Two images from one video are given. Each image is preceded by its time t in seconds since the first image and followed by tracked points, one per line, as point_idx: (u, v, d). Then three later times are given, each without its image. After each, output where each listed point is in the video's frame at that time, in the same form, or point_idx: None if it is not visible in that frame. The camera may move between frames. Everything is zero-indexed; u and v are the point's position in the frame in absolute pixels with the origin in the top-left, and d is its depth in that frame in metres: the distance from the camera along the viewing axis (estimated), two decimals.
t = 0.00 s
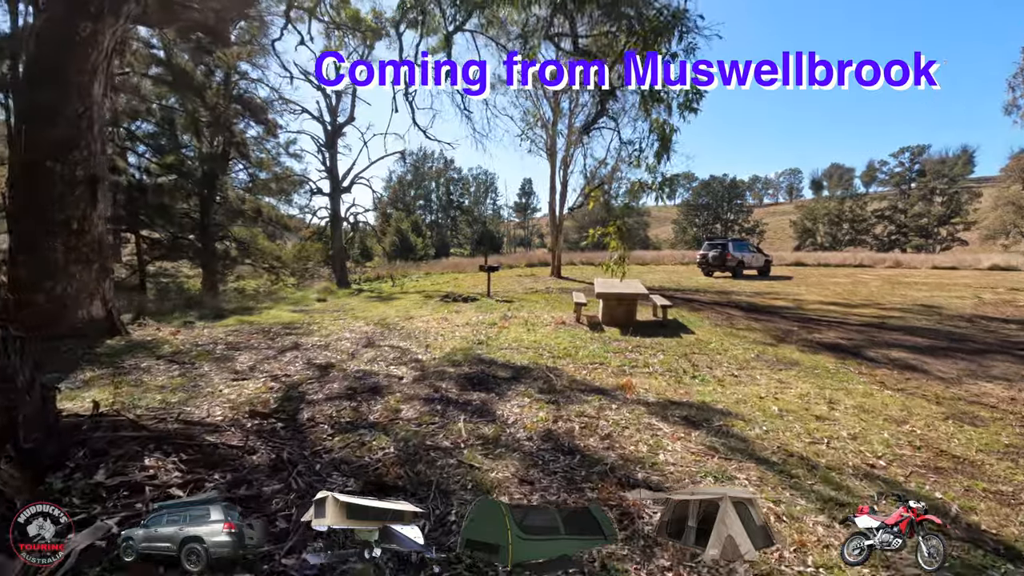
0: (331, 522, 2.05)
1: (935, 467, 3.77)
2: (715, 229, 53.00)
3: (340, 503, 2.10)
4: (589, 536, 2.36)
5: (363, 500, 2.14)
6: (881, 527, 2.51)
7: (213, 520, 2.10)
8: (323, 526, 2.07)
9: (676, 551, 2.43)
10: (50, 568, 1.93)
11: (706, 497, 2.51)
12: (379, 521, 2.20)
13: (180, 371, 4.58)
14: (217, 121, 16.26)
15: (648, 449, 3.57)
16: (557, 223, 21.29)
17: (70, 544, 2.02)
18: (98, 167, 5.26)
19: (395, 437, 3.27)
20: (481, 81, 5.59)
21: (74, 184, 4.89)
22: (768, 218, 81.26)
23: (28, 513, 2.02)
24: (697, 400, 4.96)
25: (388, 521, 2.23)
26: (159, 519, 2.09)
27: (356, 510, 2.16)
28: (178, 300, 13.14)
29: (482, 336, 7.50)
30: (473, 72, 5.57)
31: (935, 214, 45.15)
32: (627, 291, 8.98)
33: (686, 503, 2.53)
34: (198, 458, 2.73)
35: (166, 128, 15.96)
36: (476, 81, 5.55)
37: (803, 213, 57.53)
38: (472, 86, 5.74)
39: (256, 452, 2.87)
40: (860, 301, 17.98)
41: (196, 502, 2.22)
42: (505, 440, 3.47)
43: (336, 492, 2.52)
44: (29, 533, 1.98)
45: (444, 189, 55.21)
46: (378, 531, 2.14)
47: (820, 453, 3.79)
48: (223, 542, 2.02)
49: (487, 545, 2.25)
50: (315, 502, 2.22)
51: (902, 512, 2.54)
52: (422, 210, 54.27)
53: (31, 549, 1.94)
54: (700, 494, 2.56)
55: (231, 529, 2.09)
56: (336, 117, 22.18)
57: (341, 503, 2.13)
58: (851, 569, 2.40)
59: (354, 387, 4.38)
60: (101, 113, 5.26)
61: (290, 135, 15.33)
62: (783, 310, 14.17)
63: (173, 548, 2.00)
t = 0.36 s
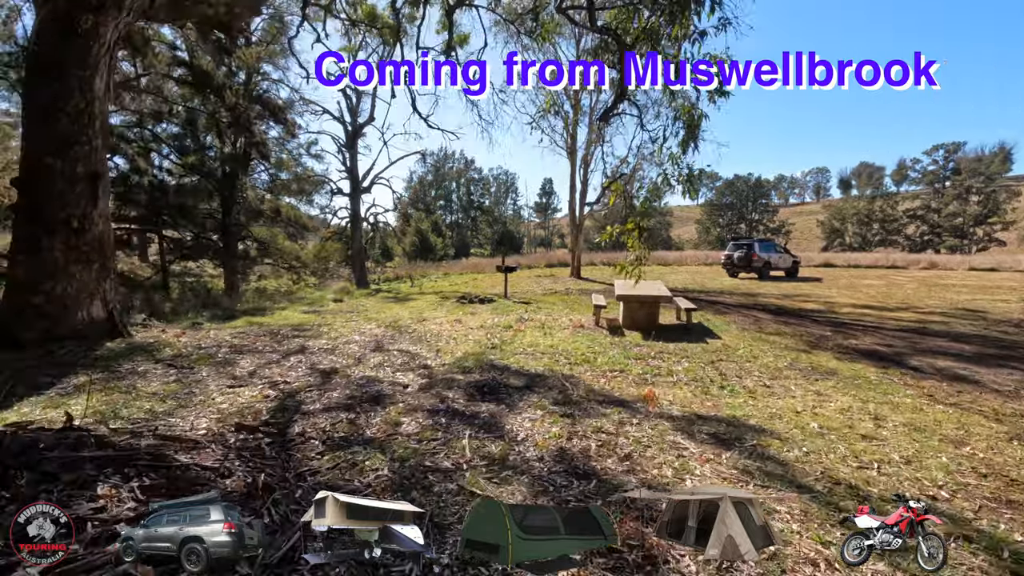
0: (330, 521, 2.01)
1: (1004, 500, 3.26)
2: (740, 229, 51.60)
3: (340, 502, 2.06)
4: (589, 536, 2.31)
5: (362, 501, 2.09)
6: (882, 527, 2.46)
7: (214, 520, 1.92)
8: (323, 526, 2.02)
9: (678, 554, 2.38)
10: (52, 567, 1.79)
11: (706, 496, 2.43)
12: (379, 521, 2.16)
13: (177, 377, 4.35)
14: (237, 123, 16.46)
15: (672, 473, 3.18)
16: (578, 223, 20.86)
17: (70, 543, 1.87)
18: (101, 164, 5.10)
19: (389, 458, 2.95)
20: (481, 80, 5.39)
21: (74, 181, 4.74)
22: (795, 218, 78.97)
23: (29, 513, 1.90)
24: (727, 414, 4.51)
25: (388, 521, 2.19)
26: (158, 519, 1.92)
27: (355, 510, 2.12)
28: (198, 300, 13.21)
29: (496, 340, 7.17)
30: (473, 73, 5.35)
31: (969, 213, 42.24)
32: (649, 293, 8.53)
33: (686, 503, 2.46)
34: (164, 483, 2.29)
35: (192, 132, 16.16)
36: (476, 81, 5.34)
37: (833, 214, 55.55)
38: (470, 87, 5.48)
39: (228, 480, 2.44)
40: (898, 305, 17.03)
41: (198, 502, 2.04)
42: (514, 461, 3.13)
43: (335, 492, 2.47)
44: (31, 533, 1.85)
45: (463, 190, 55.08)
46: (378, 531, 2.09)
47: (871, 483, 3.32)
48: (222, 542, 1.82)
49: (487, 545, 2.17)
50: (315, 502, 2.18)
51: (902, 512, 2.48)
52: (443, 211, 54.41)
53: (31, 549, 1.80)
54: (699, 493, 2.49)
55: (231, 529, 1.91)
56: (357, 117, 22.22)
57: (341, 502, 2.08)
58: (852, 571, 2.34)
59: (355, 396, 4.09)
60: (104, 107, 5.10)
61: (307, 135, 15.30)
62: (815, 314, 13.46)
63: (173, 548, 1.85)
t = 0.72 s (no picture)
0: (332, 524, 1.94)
1: None
2: (762, 228, 50.28)
3: (339, 502, 1.98)
4: (590, 537, 2.24)
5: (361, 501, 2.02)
6: (882, 527, 2.43)
7: (214, 519, 1.87)
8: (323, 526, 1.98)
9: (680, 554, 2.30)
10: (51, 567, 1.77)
11: (706, 496, 2.32)
12: (379, 521, 2.09)
13: (170, 385, 4.11)
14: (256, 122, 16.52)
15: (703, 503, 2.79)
16: (597, 223, 20.39)
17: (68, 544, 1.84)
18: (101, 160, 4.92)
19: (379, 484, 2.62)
20: (481, 81, 5.10)
21: (71, 179, 4.57)
22: (819, 216, 76.79)
23: (29, 513, 1.89)
24: (762, 432, 4.06)
25: (388, 521, 2.11)
26: (158, 519, 1.87)
27: (356, 509, 2.05)
28: (215, 300, 13.27)
29: (510, 343, 6.81)
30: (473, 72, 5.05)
31: (1005, 211, 40.57)
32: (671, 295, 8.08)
33: (686, 503, 2.37)
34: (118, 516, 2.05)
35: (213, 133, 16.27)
36: (476, 81, 5.01)
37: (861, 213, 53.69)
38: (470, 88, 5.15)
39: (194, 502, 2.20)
40: (935, 308, 16.14)
41: (198, 501, 1.99)
42: (522, 486, 2.79)
43: (336, 491, 2.47)
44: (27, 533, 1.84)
45: (481, 190, 54.92)
46: (377, 531, 2.04)
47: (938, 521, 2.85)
48: (222, 543, 1.77)
49: (487, 545, 2.13)
50: (315, 501, 2.11)
51: (902, 512, 2.46)
52: (461, 211, 54.34)
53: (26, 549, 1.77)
54: (699, 493, 2.39)
55: (231, 529, 1.83)
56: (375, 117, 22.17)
57: (340, 503, 2.00)
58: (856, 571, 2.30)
59: (354, 408, 3.78)
60: (104, 101, 4.92)
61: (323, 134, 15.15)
62: (848, 317, 12.78)
63: (173, 548, 1.80)
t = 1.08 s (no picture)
0: (330, 522, 2.02)
1: None
2: (787, 229, 48.85)
3: (339, 502, 2.05)
4: (589, 536, 2.20)
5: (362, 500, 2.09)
6: (881, 527, 2.39)
7: (214, 519, 1.90)
8: (323, 525, 2.04)
9: (680, 553, 2.30)
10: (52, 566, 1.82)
11: (706, 497, 2.35)
12: (379, 521, 2.12)
13: (164, 393, 3.93)
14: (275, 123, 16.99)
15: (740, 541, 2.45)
16: (617, 223, 19.92)
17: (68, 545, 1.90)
18: (101, 158, 4.80)
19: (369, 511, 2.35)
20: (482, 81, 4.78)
21: (69, 176, 4.46)
22: (846, 216, 74.35)
23: (30, 513, 1.97)
24: (804, 454, 3.61)
25: (388, 521, 2.14)
26: (159, 519, 1.91)
27: (356, 510, 2.11)
28: (232, 301, 13.32)
29: (526, 349, 6.48)
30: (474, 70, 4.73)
31: None
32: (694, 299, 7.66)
33: (686, 503, 2.39)
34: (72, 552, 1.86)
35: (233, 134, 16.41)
36: (477, 81, 4.71)
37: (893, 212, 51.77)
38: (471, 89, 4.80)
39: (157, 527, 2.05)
40: (977, 311, 15.26)
41: (199, 501, 2.02)
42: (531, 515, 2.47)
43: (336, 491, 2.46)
44: (29, 532, 1.90)
45: (500, 190, 54.70)
46: (378, 531, 2.06)
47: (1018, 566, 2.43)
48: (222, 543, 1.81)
49: (487, 545, 2.09)
50: (315, 503, 2.17)
51: (902, 512, 2.41)
52: (480, 211, 54.22)
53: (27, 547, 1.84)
54: (699, 492, 2.41)
55: (231, 528, 1.88)
56: (393, 117, 22.13)
57: (340, 501, 2.09)
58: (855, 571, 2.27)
59: (353, 421, 3.51)
60: (105, 96, 4.79)
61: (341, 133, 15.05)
62: (885, 322, 12.10)
63: (173, 549, 1.83)
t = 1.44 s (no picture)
0: (330, 522, 2.03)
1: None
2: (809, 229, 47.58)
3: (340, 502, 2.06)
4: (589, 536, 2.13)
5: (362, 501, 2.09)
6: (881, 527, 2.34)
7: (214, 519, 1.94)
8: (323, 526, 2.05)
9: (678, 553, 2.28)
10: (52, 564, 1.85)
11: (705, 496, 2.31)
12: (379, 521, 2.14)
13: (149, 402, 3.72)
14: (289, 122, 16.83)
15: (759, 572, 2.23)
16: (633, 223, 19.45)
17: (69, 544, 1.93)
18: (93, 155, 4.67)
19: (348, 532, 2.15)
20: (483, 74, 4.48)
21: (59, 173, 4.34)
22: (869, 216, 72.24)
23: (30, 515, 2.00)
24: (845, 480, 3.17)
25: (388, 521, 2.16)
26: (159, 519, 1.93)
27: (356, 510, 2.11)
28: (244, 301, 13.31)
29: (537, 355, 6.13)
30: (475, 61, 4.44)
31: None
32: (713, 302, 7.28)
33: (685, 503, 2.36)
34: None
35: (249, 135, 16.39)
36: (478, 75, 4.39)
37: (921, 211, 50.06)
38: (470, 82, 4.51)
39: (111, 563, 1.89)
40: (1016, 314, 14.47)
41: (198, 502, 2.05)
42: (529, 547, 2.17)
43: (336, 491, 2.51)
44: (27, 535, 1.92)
45: (515, 190, 54.40)
46: (378, 531, 2.10)
47: None
48: (222, 543, 1.85)
49: (487, 545, 2.04)
50: (315, 502, 2.18)
51: (902, 512, 2.37)
52: (495, 211, 54.01)
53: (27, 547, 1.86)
54: (699, 493, 2.38)
55: (231, 529, 1.93)
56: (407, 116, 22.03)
57: (339, 502, 2.09)
58: (851, 570, 2.26)
59: (343, 437, 3.22)
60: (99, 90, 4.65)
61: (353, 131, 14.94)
62: (917, 326, 11.49)
63: (173, 549, 1.85)
